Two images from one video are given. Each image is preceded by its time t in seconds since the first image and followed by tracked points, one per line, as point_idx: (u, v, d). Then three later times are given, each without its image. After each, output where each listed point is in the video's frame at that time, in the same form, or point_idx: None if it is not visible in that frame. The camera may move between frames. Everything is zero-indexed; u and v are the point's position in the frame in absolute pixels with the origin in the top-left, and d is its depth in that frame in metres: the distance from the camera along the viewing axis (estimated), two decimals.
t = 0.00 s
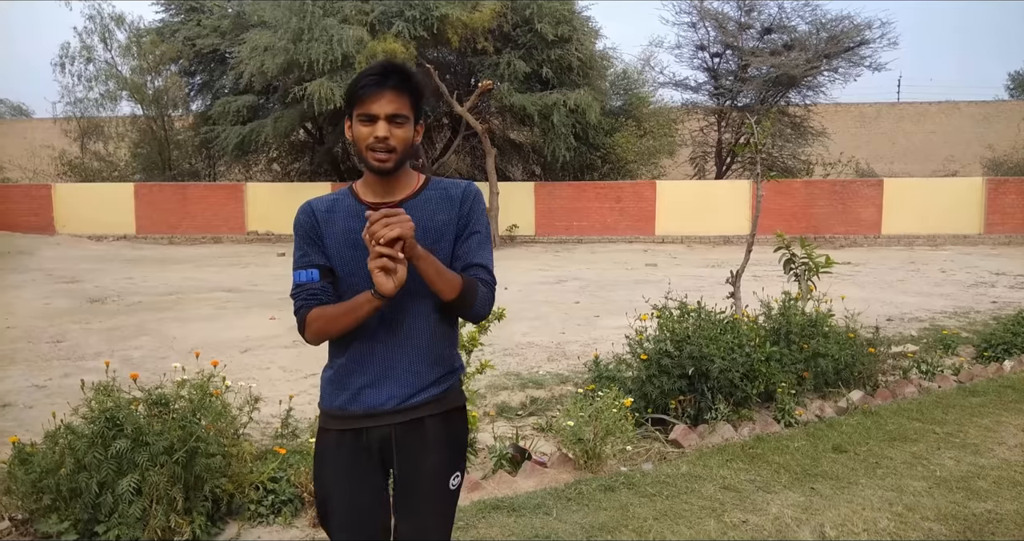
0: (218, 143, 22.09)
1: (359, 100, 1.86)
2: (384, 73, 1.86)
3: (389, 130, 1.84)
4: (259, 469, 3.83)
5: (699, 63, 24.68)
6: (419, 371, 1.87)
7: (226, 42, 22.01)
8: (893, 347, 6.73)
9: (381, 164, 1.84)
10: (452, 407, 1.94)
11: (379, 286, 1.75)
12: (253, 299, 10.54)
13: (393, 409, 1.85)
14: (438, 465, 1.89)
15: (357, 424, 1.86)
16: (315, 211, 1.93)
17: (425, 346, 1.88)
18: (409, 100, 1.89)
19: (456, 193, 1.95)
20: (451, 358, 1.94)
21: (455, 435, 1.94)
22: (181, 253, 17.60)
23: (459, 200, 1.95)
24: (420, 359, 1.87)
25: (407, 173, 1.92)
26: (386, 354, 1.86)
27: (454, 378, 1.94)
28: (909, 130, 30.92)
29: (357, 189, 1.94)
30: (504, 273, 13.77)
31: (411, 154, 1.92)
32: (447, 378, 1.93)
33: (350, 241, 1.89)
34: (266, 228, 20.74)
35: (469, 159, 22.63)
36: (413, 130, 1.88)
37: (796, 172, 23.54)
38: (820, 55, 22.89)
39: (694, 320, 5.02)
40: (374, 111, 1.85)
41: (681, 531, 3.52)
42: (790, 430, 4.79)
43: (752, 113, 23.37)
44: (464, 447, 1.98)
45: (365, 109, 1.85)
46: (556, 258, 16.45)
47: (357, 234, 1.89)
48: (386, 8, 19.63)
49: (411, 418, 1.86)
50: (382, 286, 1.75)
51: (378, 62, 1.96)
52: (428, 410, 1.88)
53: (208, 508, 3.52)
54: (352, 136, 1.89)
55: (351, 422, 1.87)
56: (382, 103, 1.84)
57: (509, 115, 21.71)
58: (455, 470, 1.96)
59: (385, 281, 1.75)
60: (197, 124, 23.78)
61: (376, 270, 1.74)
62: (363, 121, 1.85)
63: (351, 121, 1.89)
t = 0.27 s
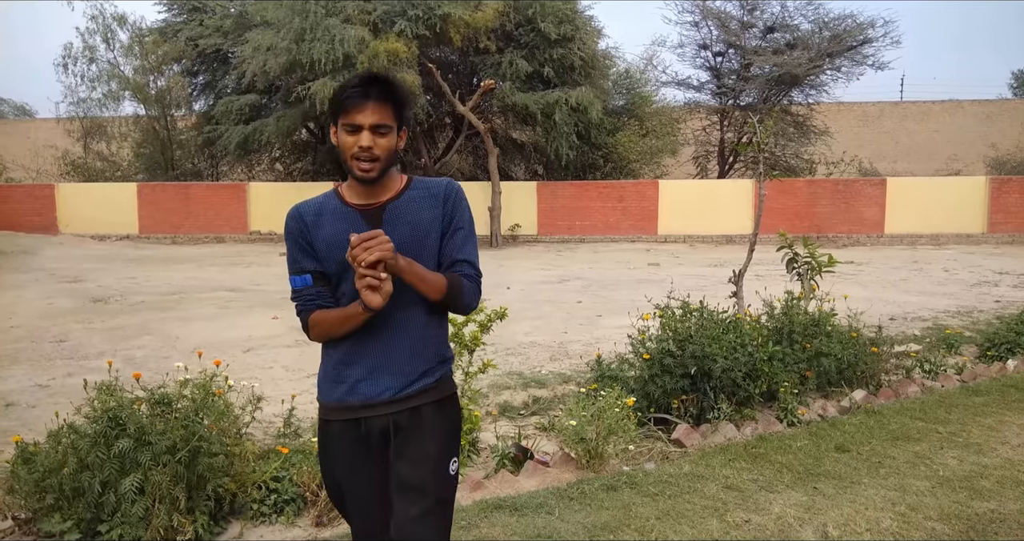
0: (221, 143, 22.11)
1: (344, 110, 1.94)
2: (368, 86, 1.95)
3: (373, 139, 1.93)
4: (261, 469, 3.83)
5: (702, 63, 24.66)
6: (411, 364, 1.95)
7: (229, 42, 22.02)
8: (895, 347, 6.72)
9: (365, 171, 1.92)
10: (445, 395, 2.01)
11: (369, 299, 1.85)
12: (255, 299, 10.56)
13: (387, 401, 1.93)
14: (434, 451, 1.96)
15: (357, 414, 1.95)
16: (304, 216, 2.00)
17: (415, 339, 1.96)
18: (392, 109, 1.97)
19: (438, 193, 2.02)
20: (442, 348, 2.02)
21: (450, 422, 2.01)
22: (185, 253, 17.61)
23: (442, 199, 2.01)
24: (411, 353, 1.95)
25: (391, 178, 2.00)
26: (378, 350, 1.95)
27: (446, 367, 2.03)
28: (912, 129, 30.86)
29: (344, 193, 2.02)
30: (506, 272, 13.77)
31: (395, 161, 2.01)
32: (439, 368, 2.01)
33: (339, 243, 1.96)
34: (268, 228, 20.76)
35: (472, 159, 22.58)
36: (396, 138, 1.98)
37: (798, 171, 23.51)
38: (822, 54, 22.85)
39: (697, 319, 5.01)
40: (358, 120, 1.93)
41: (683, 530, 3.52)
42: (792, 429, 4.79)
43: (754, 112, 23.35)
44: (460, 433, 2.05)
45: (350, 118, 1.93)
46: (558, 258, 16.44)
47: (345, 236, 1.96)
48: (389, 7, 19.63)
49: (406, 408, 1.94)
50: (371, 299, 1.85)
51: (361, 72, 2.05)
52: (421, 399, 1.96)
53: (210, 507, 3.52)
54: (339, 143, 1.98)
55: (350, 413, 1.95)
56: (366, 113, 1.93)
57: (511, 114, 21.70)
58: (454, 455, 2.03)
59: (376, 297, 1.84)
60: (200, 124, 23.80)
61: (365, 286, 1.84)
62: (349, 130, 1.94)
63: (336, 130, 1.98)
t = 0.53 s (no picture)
0: (227, 144, 22.16)
1: (345, 117, 1.98)
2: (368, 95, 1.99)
3: (374, 145, 1.98)
4: (267, 470, 3.84)
5: (707, 63, 24.63)
6: (411, 358, 2.00)
7: (234, 44, 22.06)
8: (902, 348, 6.69)
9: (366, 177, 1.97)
10: (444, 390, 2.06)
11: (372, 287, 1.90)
12: (261, 300, 10.58)
13: (387, 394, 1.98)
14: (432, 443, 2.00)
15: (358, 407, 2.00)
16: (307, 217, 2.05)
17: (415, 333, 2.01)
18: (392, 118, 2.01)
19: (436, 194, 2.08)
20: (441, 345, 2.08)
21: (448, 417, 2.06)
22: (191, 254, 17.65)
23: (439, 200, 2.08)
24: (411, 347, 2.01)
25: (391, 181, 2.05)
26: (379, 344, 2.00)
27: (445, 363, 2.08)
28: (918, 129, 30.78)
29: (345, 195, 2.08)
30: (512, 273, 13.78)
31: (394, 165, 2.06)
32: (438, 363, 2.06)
33: (341, 242, 2.02)
34: (274, 230, 20.80)
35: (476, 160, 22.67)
36: (396, 143, 2.02)
37: (804, 172, 23.46)
38: (827, 54, 22.78)
39: (702, 321, 5.00)
40: (358, 127, 1.97)
41: (689, 532, 3.51)
42: (798, 431, 4.78)
43: (759, 113, 23.31)
44: (460, 428, 2.09)
45: (350, 125, 1.97)
46: (564, 259, 16.44)
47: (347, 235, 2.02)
48: (394, 9, 19.65)
49: (405, 401, 1.99)
50: (375, 287, 1.90)
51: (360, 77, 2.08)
52: (420, 392, 2.01)
53: (216, 509, 3.53)
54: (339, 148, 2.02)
55: (352, 406, 2.01)
56: (366, 120, 1.97)
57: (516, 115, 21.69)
58: (454, 449, 2.07)
59: (380, 285, 1.89)
60: (206, 126, 23.87)
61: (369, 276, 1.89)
62: (350, 136, 1.98)
63: (337, 135, 2.02)
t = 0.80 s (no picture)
0: (238, 144, 22.25)
1: (363, 111, 2.02)
2: (387, 89, 2.03)
3: (391, 139, 2.01)
4: (279, 469, 3.86)
5: (718, 61, 24.56)
6: (424, 352, 2.02)
7: (246, 44, 22.15)
8: (915, 347, 6.65)
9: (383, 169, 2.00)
10: (456, 385, 2.08)
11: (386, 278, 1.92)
12: (272, 299, 10.62)
13: (400, 387, 2.00)
14: (446, 437, 2.02)
15: (370, 400, 2.02)
16: (322, 213, 2.08)
17: (426, 328, 2.03)
18: (409, 112, 2.05)
19: (447, 192, 2.10)
20: (453, 339, 2.10)
21: (460, 411, 2.07)
22: (202, 254, 17.73)
23: (452, 198, 2.11)
24: (424, 341, 2.02)
25: (406, 177, 2.08)
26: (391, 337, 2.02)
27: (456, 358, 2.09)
28: (931, 127, 30.57)
29: (361, 190, 2.10)
30: (521, 273, 13.79)
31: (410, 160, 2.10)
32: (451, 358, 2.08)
33: (358, 237, 2.04)
34: (285, 229, 20.88)
35: (486, 160, 22.53)
36: (411, 139, 2.06)
37: (816, 170, 23.36)
38: (839, 52, 22.66)
39: (713, 320, 4.98)
40: (376, 121, 2.01)
41: (700, 532, 3.50)
42: (811, 431, 4.76)
43: (770, 111, 23.21)
44: (473, 422, 2.11)
45: (369, 119, 2.01)
46: (574, 258, 16.42)
47: (362, 230, 2.04)
48: (403, 9, 19.68)
49: (418, 394, 2.01)
50: (389, 278, 1.92)
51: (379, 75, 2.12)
52: (433, 385, 2.02)
53: (229, 506, 3.55)
54: (357, 142, 2.06)
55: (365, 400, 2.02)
56: (384, 115, 2.01)
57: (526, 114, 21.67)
58: (467, 444, 2.09)
59: (393, 275, 1.91)
60: (217, 126, 23.98)
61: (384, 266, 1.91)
62: (367, 129, 2.02)
63: (355, 131, 2.06)
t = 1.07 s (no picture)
0: (265, 147, 22.48)
1: (410, 112, 2.11)
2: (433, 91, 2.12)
3: (436, 139, 2.10)
4: (307, 468, 3.90)
5: (744, 61, 24.37)
6: (465, 351, 2.11)
7: (273, 47, 22.38)
8: (947, 350, 6.54)
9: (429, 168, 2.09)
10: (497, 382, 2.18)
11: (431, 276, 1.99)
12: (299, 300, 10.72)
13: (443, 384, 2.09)
14: (490, 433, 2.11)
15: (413, 398, 2.11)
16: (370, 213, 2.16)
17: (468, 327, 2.12)
18: (453, 113, 2.13)
19: (491, 195, 2.20)
20: (493, 339, 2.19)
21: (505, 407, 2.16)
22: (230, 255, 17.93)
23: (495, 201, 2.20)
24: (465, 340, 2.12)
25: (450, 178, 2.17)
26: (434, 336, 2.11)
27: (495, 356, 2.18)
28: (962, 126, 30.07)
29: (407, 191, 2.19)
30: (546, 274, 13.78)
31: (453, 160, 2.18)
32: (491, 356, 2.17)
33: (403, 238, 2.12)
34: (312, 230, 21.07)
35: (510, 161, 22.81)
36: (455, 139, 2.14)
37: (844, 170, 23.08)
38: (867, 50, 22.37)
39: (740, 322, 4.93)
40: (422, 122, 2.09)
41: (727, 535, 3.47)
42: (840, 434, 4.71)
43: (798, 111, 22.95)
44: (517, 418, 2.18)
45: (415, 120, 2.10)
46: (599, 259, 16.39)
47: (407, 230, 2.12)
48: (428, 11, 19.74)
49: (459, 391, 2.10)
50: (433, 275, 1.99)
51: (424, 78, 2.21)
52: (475, 383, 2.12)
53: (258, 504, 3.60)
54: (404, 143, 2.15)
55: (408, 396, 2.11)
56: (429, 116, 2.09)
57: (550, 115, 21.65)
58: (513, 440, 2.16)
59: (438, 274, 1.99)
60: (245, 129, 24.26)
61: (429, 264, 1.99)
62: (413, 130, 2.10)
63: (402, 133, 2.15)
